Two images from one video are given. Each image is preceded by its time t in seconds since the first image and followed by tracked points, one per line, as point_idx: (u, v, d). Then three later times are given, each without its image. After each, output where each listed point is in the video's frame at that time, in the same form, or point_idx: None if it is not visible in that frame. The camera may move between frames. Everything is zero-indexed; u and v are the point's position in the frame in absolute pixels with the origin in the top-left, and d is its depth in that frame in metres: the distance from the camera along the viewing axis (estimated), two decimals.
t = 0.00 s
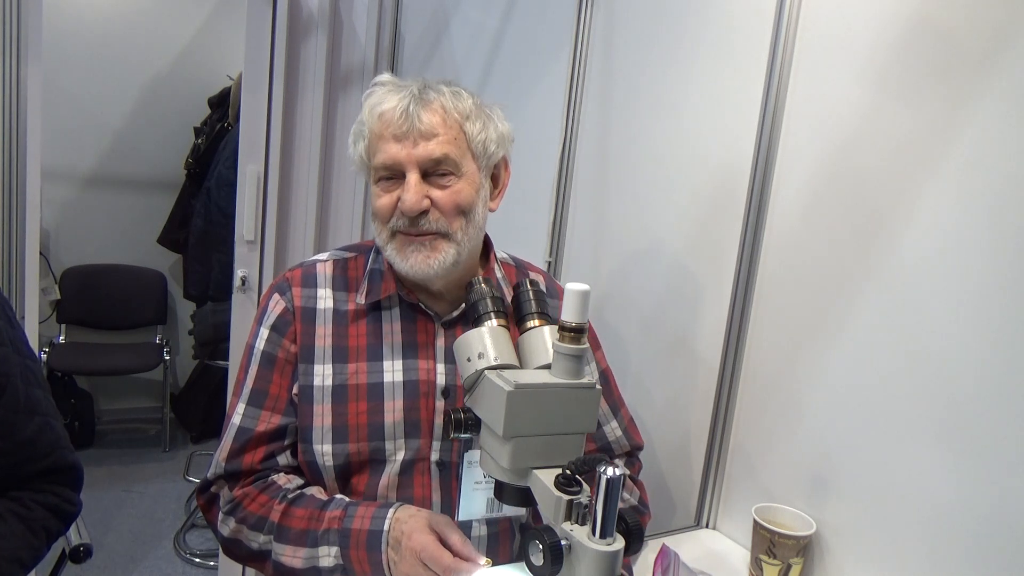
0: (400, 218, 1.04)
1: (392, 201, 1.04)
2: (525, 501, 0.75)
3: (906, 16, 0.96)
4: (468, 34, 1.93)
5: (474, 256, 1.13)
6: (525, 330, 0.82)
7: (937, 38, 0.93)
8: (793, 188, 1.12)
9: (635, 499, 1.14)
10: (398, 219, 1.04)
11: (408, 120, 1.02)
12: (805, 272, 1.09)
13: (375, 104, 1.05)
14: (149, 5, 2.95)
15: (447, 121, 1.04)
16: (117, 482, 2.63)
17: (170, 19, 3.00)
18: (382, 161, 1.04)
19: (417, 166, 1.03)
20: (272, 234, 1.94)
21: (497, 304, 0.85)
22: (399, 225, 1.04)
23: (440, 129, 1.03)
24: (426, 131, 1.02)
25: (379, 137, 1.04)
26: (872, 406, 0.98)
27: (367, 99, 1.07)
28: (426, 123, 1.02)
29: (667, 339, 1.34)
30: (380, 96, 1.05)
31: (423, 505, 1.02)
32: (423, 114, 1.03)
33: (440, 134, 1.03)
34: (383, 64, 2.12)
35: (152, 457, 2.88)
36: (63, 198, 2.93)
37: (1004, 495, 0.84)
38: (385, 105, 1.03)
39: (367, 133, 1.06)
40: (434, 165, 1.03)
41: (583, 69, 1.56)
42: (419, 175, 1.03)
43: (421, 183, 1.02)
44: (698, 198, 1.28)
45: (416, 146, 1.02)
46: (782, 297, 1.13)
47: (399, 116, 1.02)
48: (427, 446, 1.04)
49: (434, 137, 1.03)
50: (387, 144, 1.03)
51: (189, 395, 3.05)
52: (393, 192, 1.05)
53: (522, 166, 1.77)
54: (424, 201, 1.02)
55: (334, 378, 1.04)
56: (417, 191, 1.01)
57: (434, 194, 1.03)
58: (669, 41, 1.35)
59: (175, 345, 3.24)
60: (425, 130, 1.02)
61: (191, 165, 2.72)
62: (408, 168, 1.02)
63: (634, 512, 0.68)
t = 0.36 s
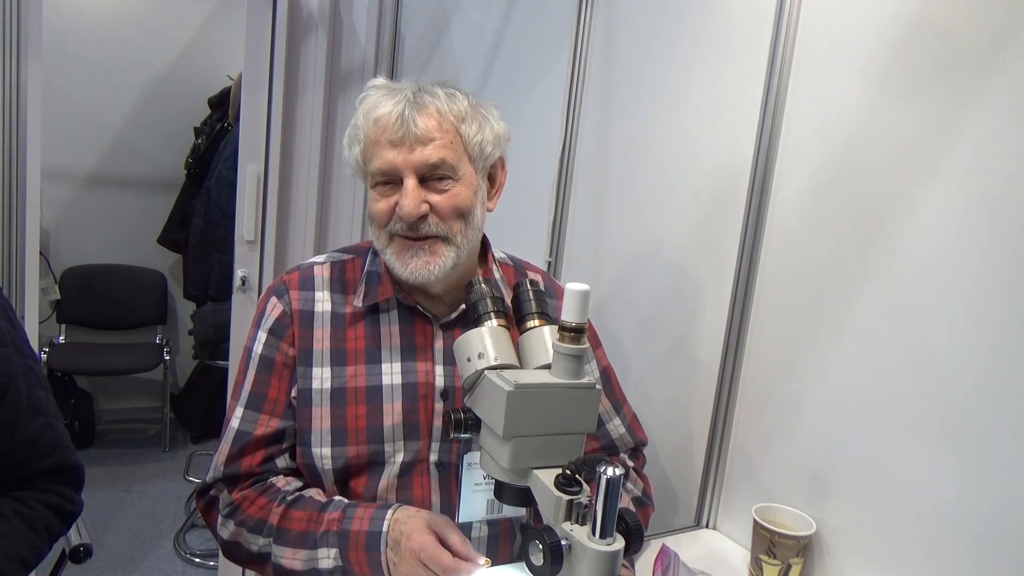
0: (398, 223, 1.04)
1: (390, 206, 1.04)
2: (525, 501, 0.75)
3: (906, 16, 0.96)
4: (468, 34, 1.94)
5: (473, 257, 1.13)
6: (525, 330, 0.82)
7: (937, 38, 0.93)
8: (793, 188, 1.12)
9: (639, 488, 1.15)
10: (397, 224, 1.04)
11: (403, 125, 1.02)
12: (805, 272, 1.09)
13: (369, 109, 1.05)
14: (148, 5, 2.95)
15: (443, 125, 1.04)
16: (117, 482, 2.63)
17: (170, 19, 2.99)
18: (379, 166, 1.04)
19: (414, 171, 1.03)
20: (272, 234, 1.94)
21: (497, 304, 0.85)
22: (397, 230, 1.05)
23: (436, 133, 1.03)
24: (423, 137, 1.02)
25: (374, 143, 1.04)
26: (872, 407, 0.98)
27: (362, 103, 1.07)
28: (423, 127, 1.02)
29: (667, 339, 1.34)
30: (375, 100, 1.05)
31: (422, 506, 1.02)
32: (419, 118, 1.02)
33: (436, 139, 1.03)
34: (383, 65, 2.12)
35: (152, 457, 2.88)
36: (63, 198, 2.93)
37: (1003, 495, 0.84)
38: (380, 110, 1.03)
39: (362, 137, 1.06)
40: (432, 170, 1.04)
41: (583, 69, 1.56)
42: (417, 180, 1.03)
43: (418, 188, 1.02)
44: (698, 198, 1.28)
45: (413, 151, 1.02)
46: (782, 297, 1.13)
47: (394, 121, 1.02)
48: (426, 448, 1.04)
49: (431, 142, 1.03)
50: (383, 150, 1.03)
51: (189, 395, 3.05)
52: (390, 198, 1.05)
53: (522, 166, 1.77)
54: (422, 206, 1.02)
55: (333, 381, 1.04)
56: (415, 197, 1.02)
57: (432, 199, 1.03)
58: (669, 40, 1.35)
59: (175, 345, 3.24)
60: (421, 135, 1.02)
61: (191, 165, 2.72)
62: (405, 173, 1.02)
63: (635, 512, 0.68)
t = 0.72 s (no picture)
0: (397, 226, 1.04)
1: (389, 210, 1.04)
2: (525, 502, 0.75)
3: (906, 17, 0.96)
4: (468, 34, 1.93)
5: (471, 257, 1.14)
6: (525, 330, 0.82)
7: (937, 38, 0.93)
8: (793, 188, 1.12)
9: (636, 495, 1.14)
10: (396, 227, 1.04)
11: (402, 129, 1.02)
12: (805, 271, 1.09)
13: (367, 113, 1.04)
14: (148, 5, 2.95)
15: (441, 128, 1.04)
16: (117, 482, 2.63)
17: (170, 19, 2.99)
18: (377, 170, 1.03)
19: (413, 175, 1.03)
20: (272, 234, 1.94)
21: (496, 304, 0.85)
22: (396, 233, 1.05)
23: (434, 137, 1.03)
24: (421, 141, 1.02)
25: (373, 146, 1.04)
26: (873, 405, 0.98)
27: (358, 107, 1.07)
28: (420, 131, 1.02)
29: (667, 339, 1.34)
30: (372, 104, 1.05)
31: (422, 502, 1.02)
32: (417, 122, 1.02)
33: (434, 143, 1.03)
34: (383, 65, 2.12)
35: (152, 457, 2.88)
36: (62, 198, 2.93)
37: (1003, 495, 0.84)
38: (378, 114, 1.03)
39: (360, 140, 1.06)
40: (430, 174, 1.04)
41: (583, 69, 1.56)
42: (415, 183, 1.03)
43: (417, 192, 1.02)
44: (699, 198, 1.28)
45: (411, 155, 1.02)
46: (782, 297, 1.13)
47: (392, 125, 1.01)
48: (425, 444, 1.05)
49: (429, 146, 1.02)
50: (381, 154, 1.02)
51: (189, 395, 3.05)
52: (389, 201, 1.05)
53: (522, 166, 1.77)
54: (422, 209, 1.02)
55: (333, 376, 1.04)
56: (415, 201, 1.02)
57: (430, 203, 1.03)
58: (669, 40, 1.35)
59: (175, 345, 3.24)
60: (419, 139, 1.02)
61: (191, 165, 2.72)
62: (404, 177, 1.02)
63: (635, 512, 0.68)
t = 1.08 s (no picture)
0: (402, 211, 1.04)
1: (394, 196, 1.04)
2: (525, 502, 0.75)
3: (906, 17, 0.96)
4: (468, 34, 1.93)
5: (472, 248, 1.13)
6: (525, 330, 0.82)
7: (937, 39, 0.93)
8: (793, 188, 1.12)
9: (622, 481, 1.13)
10: (401, 213, 1.04)
11: (408, 119, 1.02)
12: (805, 271, 1.09)
13: (375, 104, 1.05)
14: (149, 5, 2.95)
15: (446, 119, 1.04)
16: (117, 482, 2.63)
17: (170, 19, 2.99)
18: (383, 158, 1.04)
19: (418, 162, 1.03)
20: (272, 234, 1.94)
21: (497, 304, 0.85)
22: (401, 218, 1.05)
23: (439, 127, 1.03)
24: (426, 130, 1.02)
25: (380, 136, 1.04)
26: (873, 405, 0.98)
27: (367, 99, 1.08)
28: (426, 121, 1.02)
29: (667, 339, 1.34)
30: (381, 96, 1.06)
31: (424, 489, 1.02)
32: (423, 112, 1.03)
33: (439, 132, 1.03)
34: (383, 65, 2.13)
35: (151, 457, 2.88)
36: (62, 198, 2.92)
37: (1003, 495, 0.84)
38: (385, 105, 1.03)
39: (368, 131, 1.06)
40: (434, 162, 1.04)
41: (583, 69, 1.56)
42: (420, 171, 1.03)
43: (422, 178, 1.03)
44: (699, 198, 1.28)
45: (417, 144, 1.02)
46: (782, 297, 1.13)
47: (399, 115, 1.02)
48: (427, 431, 1.04)
49: (434, 135, 1.03)
50: (388, 142, 1.03)
51: (189, 395, 3.05)
52: (394, 188, 1.05)
53: (522, 166, 1.77)
54: (426, 195, 1.02)
55: (338, 365, 1.04)
56: (419, 186, 1.01)
57: (435, 189, 1.03)
58: (669, 40, 1.35)
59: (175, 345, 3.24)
60: (425, 128, 1.02)
61: (191, 165, 2.72)
62: (409, 165, 1.02)
63: (635, 512, 0.68)
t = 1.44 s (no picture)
0: (410, 209, 1.04)
1: (402, 193, 1.04)
2: (525, 502, 0.76)
3: (906, 18, 0.96)
4: (468, 34, 1.93)
5: (478, 249, 1.13)
6: (525, 330, 0.82)
7: (937, 39, 0.93)
8: (793, 188, 1.12)
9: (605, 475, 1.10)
10: (408, 210, 1.04)
11: (418, 117, 1.02)
12: (805, 271, 1.09)
13: (386, 103, 1.05)
14: (148, 5, 2.95)
15: (456, 119, 1.05)
16: (117, 482, 2.63)
17: (170, 19, 2.99)
18: (393, 156, 1.04)
19: (427, 161, 1.03)
20: (272, 234, 1.94)
21: (497, 304, 0.85)
22: (409, 216, 1.05)
23: (449, 126, 1.03)
24: (436, 129, 1.02)
25: (390, 134, 1.04)
26: (873, 405, 0.98)
27: (379, 98, 1.08)
28: (436, 120, 1.03)
29: (667, 339, 1.35)
30: (392, 95, 1.06)
31: (425, 488, 1.02)
32: (433, 112, 1.03)
33: (449, 131, 1.03)
34: (383, 65, 2.13)
35: (151, 457, 2.88)
36: (62, 198, 2.92)
37: (1003, 495, 0.84)
38: (396, 104, 1.04)
39: (379, 130, 1.06)
40: (443, 161, 1.04)
41: (583, 70, 1.56)
42: (429, 169, 1.03)
43: (431, 176, 1.03)
44: (699, 199, 1.28)
45: (426, 142, 1.02)
46: (783, 297, 1.13)
47: (410, 114, 1.02)
48: (429, 429, 1.04)
49: (443, 134, 1.03)
50: (398, 140, 1.03)
51: (189, 395, 3.05)
52: (403, 186, 1.05)
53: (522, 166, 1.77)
54: (433, 193, 1.02)
55: (342, 360, 1.04)
56: (427, 184, 1.01)
57: (442, 188, 1.03)
58: (669, 40, 1.35)
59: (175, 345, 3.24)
60: (435, 127, 1.02)
61: (191, 165, 2.72)
62: (418, 163, 1.02)
63: (635, 512, 0.68)
